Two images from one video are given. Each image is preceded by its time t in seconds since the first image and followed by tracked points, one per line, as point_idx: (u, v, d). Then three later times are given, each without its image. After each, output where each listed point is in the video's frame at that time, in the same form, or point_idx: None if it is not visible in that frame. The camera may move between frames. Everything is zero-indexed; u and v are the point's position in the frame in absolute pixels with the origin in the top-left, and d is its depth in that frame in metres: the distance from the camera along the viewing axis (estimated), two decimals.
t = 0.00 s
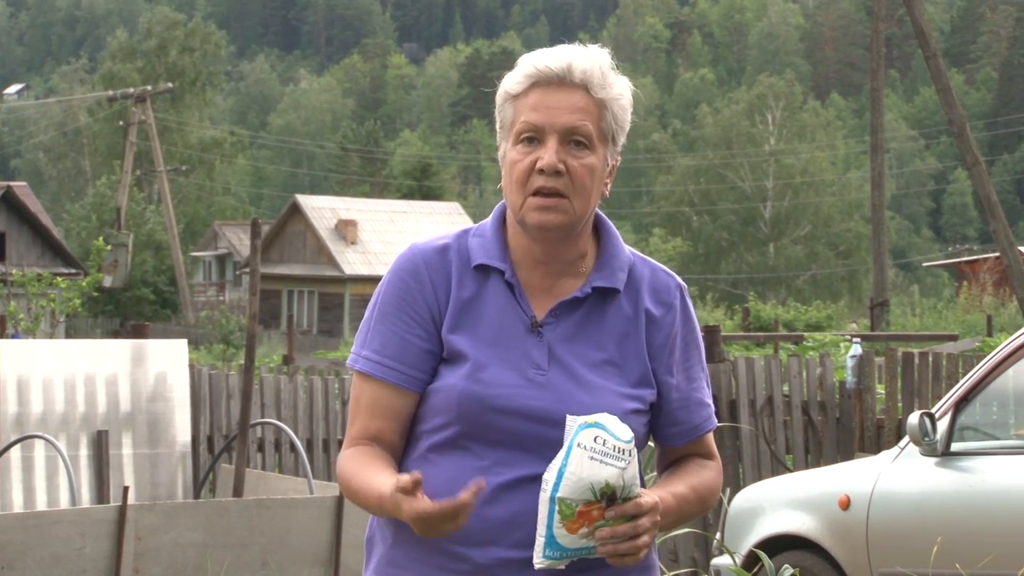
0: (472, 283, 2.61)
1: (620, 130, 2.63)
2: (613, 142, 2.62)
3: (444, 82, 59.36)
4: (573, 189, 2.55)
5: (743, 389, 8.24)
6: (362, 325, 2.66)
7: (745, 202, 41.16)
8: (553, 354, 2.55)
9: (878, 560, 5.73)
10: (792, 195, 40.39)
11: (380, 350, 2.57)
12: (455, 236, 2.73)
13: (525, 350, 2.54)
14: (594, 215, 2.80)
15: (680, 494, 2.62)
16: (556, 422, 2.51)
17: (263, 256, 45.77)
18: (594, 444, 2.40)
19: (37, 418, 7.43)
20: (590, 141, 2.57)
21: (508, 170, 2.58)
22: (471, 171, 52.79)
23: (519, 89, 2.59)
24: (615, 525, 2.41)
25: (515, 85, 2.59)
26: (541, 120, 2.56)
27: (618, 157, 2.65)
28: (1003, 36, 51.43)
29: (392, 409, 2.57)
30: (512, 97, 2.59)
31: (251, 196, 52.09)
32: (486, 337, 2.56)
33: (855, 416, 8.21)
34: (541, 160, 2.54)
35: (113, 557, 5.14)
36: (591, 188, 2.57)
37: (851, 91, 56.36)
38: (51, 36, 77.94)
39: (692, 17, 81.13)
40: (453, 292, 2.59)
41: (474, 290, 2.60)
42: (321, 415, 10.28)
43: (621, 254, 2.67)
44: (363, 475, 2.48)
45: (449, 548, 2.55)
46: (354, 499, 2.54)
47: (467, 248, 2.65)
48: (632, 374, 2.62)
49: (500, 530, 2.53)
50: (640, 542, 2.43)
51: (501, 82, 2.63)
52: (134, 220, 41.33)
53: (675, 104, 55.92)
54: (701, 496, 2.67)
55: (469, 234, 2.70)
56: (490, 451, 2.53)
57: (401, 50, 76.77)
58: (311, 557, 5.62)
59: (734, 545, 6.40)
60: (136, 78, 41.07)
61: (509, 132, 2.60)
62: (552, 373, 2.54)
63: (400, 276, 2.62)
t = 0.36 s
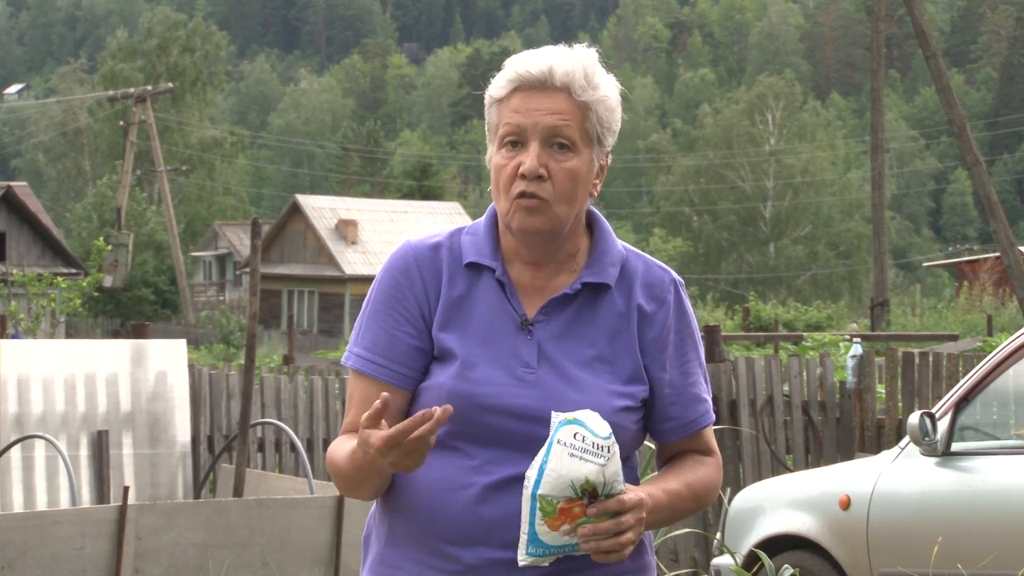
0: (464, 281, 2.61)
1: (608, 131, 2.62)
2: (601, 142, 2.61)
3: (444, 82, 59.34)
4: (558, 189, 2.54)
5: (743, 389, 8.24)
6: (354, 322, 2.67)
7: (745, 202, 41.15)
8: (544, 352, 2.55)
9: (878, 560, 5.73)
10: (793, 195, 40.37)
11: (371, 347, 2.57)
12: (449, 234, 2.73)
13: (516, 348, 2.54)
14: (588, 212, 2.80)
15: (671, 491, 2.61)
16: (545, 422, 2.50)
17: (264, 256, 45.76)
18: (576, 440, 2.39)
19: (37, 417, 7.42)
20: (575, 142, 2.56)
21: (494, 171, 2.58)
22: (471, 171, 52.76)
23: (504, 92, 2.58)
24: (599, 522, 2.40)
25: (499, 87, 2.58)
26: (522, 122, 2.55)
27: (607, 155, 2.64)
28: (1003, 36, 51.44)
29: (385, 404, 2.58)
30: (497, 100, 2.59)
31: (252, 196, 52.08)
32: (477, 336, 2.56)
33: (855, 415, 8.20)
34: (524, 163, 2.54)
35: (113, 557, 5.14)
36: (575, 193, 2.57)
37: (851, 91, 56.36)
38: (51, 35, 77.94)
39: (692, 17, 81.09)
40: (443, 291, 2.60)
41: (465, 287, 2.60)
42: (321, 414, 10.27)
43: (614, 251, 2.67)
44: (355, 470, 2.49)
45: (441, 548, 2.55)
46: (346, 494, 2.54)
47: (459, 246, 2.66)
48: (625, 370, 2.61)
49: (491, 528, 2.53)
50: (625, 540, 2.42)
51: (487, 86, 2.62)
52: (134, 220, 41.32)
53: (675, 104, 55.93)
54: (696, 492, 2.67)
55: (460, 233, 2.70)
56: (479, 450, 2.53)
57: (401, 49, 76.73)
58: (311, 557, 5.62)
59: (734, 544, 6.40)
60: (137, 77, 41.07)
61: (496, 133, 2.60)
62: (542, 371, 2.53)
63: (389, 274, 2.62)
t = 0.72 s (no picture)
0: (461, 286, 2.63)
1: (604, 145, 2.60)
2: (597, 157, 2.59)
3: (445, 82, 59.31)
4: (551, 209, 2.54)
5: (745, 389, 8.24)
6: (351, 323, 2.69)
7: (747, 201, 41.13)
8: (538, 362, 2.56)
9: (879, 560, 5.73)
10: (794, 195, 40.35)
11: (368, 352, 2.60)
12: (449, 236, 2.74)
13: (511, 357, 2.56)
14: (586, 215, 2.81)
15: (666, 495, 2.63)
16: (537, 431, 2.52)
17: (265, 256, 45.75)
18: (569, 451, 2.39)
19: (39, 417, 7.44)
20: (570, 164, 2.54)
21: (490, 189, 2.57)
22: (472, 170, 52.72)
23: (498, 112, 2.56)
24: (592, 533, 2.41)
25: (493, 107, 2.55)
26: (516, 147, 2.52)
27: (605, 169, 2.62)
28: (1004, 36, 51.44)
29: (383, 405, 2.61)
30: (492, 117, 2.57)
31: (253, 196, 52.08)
32: (471, 344, 2.58)
33: (857, 415, 8.21)
34: (519, 184, 2.53)
35: (115, 557, 5.15)
36: (570, 217, 2.56)
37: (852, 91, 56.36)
38: (53, 35, 77.90)
39: (694, 17, 81.08)
40: (442, 293, 2.62)
41: (463, 292, 2.63)
42: (322, 414, 10.28)
43: (610, 255, 2.67)
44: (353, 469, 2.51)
45: (438, 551, 2.57)
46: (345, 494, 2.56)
47: (456, 247, 2.68)
48: (618, 377, 2.62)
49: (484, 532, 2.55)
50: (619, 549, 2.44)
51: (483, 98, 2.60)
52: (135, 220, 41.32)
53: (677, 104, 55.91)
54: (693, 495, 2.69)
55: (458, 235, 2.71)
56: (473, 456, 2.56)
57: (402, 50, 76.68)
58: (312, 557, 5.63)
59: (735, 543, 6.41)
60: (139, 77, 41.08)
61: (492, 150, 2.58)
62: (536, 380, 2.55)
63: (387, 280, 2.64)
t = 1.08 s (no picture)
0: (456, 289, 2.62)
1: (603, 149, 2.59)
2: (595, 162, 2.58)
3: (445, 81, 59.33)
4: (550, 214, 2.53)
5: (745, 389, 8.25)
6: (350, 324, 2.69)
7: (747, 201, 41.14)
8: (534, 366, 2.57)
9: (879, 560, 5.73)
10: (794, 194, 40.33)
11: (365, 354, 2.60)
12: (445, 238, 2.74)
13: (507, 362, 2.55)
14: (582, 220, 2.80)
15: (661, 500, 2.63)
16: (532, 436, 2.52)
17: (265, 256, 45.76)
18: (563, 456, 2.38)
19: (39, 417, 7.43)
20: (571, 170, 2.53)
21: (489, 194, 2.57)
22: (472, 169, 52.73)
23: (498, 116, 2.55)
24: (586, 537, 2.42)
25: (492, 112, 2.54)
26: (516, 155, 2.51)
27: (604, 173, 2.62)
28: (1004, 36, 51.43)
29: (378, 407, 2.61)
30: (490, 122, 2.56)
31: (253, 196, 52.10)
32: (468, 347, 2.58)
33: (857, 415, 8.20)
34: (518, 188, 2.52)
35: (115, 556, 5.14)
36: (569, 224, 2.56)
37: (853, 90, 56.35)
38: (53, 35, 77.94)
39: (694, 17, 81.09)
40: (437, 297, 2.61)
41: (459, 294, 2.62)
42: (323, 414, 10.28)
43: (606, 259, 2.67)
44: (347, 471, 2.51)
45: (432, 556, 2.58)
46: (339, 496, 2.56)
47: (453, 249, 2.67)
48: (615, 381, 2.62)
49: (479, 536, 2.56)
50: (611, 556, 2.45)
51: (481, 103, 2.59)
52: (135, 220, 41.33)
53: (677, 104, 55.95)
54: (688, 498, 2.69)
55: (455, 238, 2.70)
56: (468, 460, 2.56)
57: (401, 49, 76.76)
58: (312, 557, 5.62)
59: (734, 543, 6.40)
60: (139, 77, 41.09)
61: (491, 155, 2.57)
62: (533, 384, 2.55)
63: (381, 284, 2.63)
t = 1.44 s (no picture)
0: (455, 289, 2.62)
1: (602, 148, 2.59)
2: (594, 161, 2.58)
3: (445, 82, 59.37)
4: (550, 210, 2.53)
5: (745, 389, 8.25)
6: (348, 323, 2.68)
7: (747, 201, 41.15)
8: (533, 365, 2.56)
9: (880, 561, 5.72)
10: (794, 194, 40.32)
11: (363, 353, 2.59)
12: (442, 238, 2.74)
13: (505, 362, 2.55)
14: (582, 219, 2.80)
15: (661, 498, 2.62)
16: (530, 437, 2.52)
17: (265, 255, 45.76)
18: (560, 455, 2.39)
19: (39, 417, 7.43)
20: (570, 167, 2.53)
21: (489, 189, 2.56)
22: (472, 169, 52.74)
23: (499, 110, 2.55)
24: (582, 535, 2.42)
25: (492, 106, 2.55)
26: (515, 151, 2.51)
27: (603, 170, 2.62)
28: (1004, 36, 51.45)
29: (376, 407, 2.61)
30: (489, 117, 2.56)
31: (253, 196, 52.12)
32: (468, 346, 2.57)
33: (857, 415, 8.19)
34: (517, 183, 2.52)
35: (115, 556, 5.14)
36: (568, 219, 2.56)
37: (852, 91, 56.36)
38: (53, 36, 78.00)
39: (694, 16, 81.12)
40: (435, 298, 2.61)
41: (457, 295, 2.62)
42: (323, 414, 10.28)
43: (605, 258, 2.66)
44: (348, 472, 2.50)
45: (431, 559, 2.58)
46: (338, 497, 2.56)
47: (450, 251, 2.67)
48: (615, 381, 2.61)
49: (477, 538, 2.55)
50: (608, 554, 2.44)
51: (480, 99, 2.59)
52: (135, 220, 41.31)
53: (677, 104, 55.97)
54: (686, 498, 2.68)
55: (453, 238, 2.70)
56: (468, 461, 2.56)
57: (402, 50, 76.80)
58: (312, 557, 5.61)
59: (735, 543, 6.40)
60: (139, 77, 41.09)
61: (490, 151, 2.57)
62: (532, 385, 2.54)
63: (378, 283, 2.63)
